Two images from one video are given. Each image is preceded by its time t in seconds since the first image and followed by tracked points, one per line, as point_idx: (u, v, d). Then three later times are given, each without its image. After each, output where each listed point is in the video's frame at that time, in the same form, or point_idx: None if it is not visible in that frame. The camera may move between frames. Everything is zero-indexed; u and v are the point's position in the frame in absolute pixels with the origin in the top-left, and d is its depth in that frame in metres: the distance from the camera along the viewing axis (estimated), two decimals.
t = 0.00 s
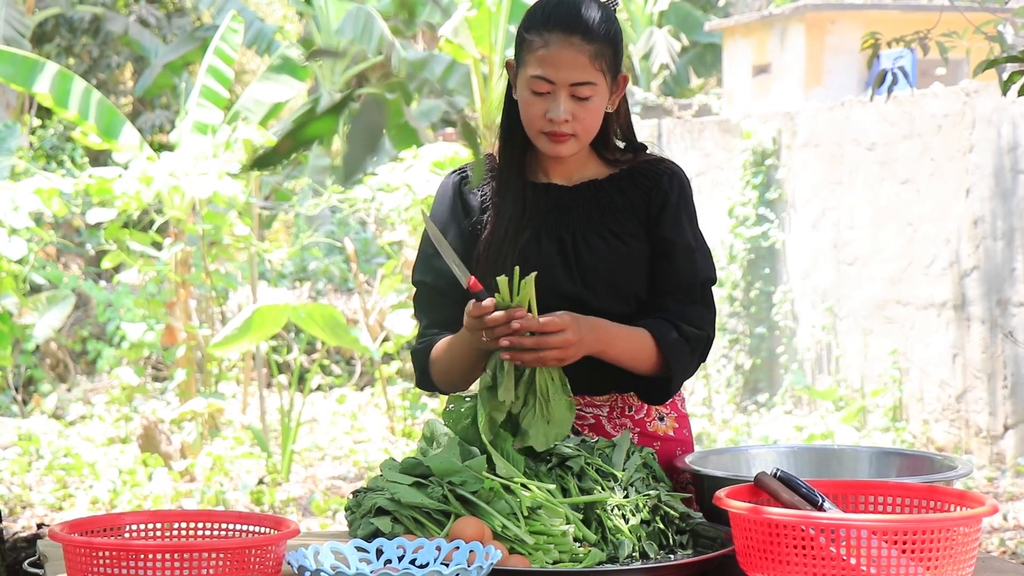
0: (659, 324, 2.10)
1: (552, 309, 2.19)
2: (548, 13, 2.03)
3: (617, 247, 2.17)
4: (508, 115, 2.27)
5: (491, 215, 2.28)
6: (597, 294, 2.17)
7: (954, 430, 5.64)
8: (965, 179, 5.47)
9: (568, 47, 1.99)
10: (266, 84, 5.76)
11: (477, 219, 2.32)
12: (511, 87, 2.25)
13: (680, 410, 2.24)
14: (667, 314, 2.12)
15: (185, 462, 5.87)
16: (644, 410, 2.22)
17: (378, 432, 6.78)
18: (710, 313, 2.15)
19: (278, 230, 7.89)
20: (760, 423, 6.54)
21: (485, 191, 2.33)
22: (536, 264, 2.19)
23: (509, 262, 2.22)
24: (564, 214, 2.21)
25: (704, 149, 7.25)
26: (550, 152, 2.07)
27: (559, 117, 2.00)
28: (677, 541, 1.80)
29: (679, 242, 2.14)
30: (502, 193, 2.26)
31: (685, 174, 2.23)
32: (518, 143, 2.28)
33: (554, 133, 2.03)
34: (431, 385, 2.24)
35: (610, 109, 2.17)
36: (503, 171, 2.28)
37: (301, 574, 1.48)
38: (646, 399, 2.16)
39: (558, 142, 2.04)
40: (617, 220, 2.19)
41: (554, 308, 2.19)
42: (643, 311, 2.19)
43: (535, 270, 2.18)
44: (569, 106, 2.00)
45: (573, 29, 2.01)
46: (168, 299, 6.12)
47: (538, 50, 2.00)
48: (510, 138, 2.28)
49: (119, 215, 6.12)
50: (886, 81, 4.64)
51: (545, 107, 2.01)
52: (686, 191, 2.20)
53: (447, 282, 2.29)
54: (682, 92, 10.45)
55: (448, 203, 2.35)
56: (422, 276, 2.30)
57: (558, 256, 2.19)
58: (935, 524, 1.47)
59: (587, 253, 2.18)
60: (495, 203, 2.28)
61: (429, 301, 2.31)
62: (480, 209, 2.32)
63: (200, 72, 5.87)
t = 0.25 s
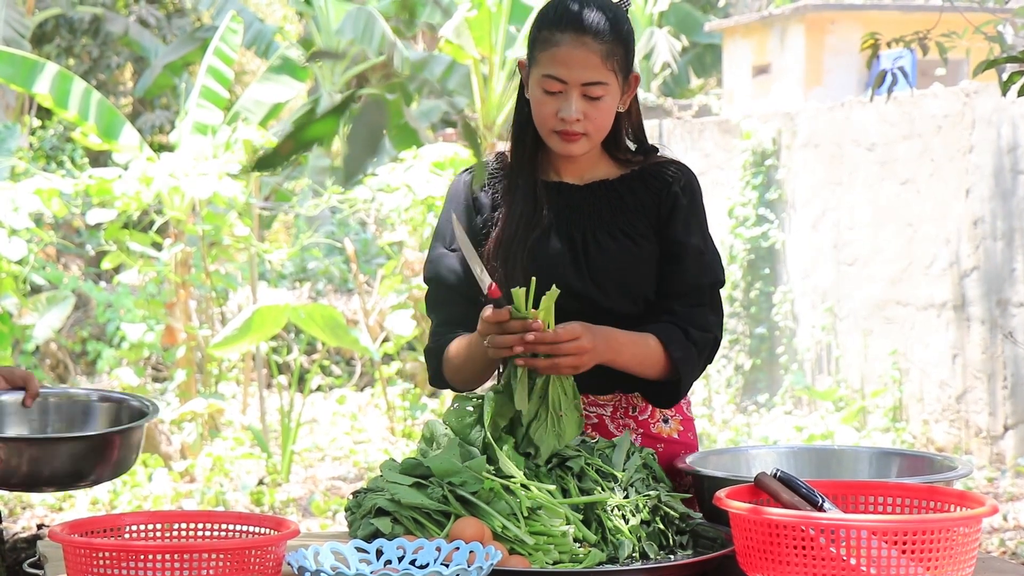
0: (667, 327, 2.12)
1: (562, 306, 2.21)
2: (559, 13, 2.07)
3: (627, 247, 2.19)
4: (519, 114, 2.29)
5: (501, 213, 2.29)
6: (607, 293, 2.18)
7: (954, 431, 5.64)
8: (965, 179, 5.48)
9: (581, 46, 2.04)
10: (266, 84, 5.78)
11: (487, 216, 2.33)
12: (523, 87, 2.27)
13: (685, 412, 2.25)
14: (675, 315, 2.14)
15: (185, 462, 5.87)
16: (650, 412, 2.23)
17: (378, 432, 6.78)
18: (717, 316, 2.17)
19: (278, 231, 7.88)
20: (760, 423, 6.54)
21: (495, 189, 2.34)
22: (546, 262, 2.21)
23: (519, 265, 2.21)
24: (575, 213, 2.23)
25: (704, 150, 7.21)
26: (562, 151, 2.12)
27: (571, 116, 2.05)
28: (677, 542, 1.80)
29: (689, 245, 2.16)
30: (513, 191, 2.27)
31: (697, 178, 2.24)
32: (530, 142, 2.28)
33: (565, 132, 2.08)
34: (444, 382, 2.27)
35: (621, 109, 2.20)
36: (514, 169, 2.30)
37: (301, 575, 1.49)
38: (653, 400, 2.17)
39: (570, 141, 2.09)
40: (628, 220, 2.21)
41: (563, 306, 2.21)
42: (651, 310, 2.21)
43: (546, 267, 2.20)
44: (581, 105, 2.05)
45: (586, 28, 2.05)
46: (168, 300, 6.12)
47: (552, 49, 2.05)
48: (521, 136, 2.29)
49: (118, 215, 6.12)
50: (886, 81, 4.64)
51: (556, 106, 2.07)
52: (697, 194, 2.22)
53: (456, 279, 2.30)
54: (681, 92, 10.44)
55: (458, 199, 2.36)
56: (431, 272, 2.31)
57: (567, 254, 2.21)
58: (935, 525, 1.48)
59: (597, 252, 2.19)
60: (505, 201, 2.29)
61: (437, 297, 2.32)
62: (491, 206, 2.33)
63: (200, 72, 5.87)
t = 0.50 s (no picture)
0: (675, 330, 2.12)
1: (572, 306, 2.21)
2: (574, 13, 2.08)
3: (638, 248, 2.19)
4: (533, 113, 2.28)
5: (512, 212, 2.29)
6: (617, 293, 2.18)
7: (953, 432, 5.64)
8: (965, 180, 5.48)
9: (596, 46, 2.05)
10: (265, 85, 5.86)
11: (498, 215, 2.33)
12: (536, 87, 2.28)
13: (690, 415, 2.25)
14: (685, 319, 2.15)
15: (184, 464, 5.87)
16: (654, 414, 2.23)
17: (378, 433, 6.77)
18: (726, 319, 2.17)
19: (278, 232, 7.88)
20: (760, 424, 6.53)
21: (507, 188, 2.34)
22: (557, 260, 2.21)
23: (530, 265, 2.22)
24: (586, 213, 2.23)
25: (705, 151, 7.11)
26: (574, 150, 2.12)
27: (584, 117, 2.05)
28: (677, 543, 1.80)
29: (700, 249, 2.17)
30: (525, 190, 2.27)
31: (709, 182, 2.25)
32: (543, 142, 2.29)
33: (578, 132, 2.08)
34: (455, 378, 2.27)
35: (634, 110, 2.20)
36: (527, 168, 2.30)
37: None
38: (659, 404, 2.18)
39: (582, 141, 2.10)
40: (639, 221, 2.21)
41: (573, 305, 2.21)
42: (661, 312, 2.22)
43: (557, 266, 2.20)
44: (594, 105, 2.05)
45: (600, 30, 2.06)
46: (167, 301, 6.12)
47: (567, 49, 2.05)
48: (534, 135, 2.29)
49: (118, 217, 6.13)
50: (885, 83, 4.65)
51: (569, 107, 2.07)
52: (708, 197, 2.22)
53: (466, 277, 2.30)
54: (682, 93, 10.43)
55: (470, 198, 2.36)
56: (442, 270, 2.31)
57: (578, 252, 2.21)
58: (935, 526, 1.48)
59: (608, 251, 2.19)
60: (517, 200, 2.29)
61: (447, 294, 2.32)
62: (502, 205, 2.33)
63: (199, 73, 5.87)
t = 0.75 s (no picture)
0: (679, 333, 2.13)
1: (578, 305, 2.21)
2: (584, 13, 2.09)
3: (644, 247, 2.19)
4: (542, 113, 2.29)
5: (520, 211, 2.29)
6: (623, 293, 2.18)
7: (953, 433, 5.64)
8: (965, 181, 5.48)
9: (604, 47, 2.05)
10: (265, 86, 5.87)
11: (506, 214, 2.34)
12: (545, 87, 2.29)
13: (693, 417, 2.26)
14: (690, 321, 2.15)
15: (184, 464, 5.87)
16: (656, 417, 2.23)
17: (378, 434, 6.76)
18: (730, 322, 2.17)
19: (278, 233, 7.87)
20: (760, 425, 6.53)
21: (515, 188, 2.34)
22: (563, 259, 2.21)
23: (536, 263, 2.23)
24: (593, 213, 2.23)
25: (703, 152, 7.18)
26: (582, 150, 2.12)
27: (593, 116, 2.05)
28: (677, 544, 1.80)
29: (707, 251, 2.17)
30: (533, 189, 2.28)
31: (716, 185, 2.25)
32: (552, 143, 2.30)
33: (587, 131, 2.08)
34: (462, 377, 2.27)
35: (642, 110, 2.21)
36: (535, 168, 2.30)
37: None
38: (662, 406, 2.18)
39: (591, 141, 2.10)
40: (646, 221, 2.21)
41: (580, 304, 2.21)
42: (667, 313, 2.21)
43: (563, 265, 2.20)
44: (603, 105, 2.05)
45: (610, 30, 2.06)
46: (167, 302, 6.12)
47: (575, 50, 2.05)
48: (542, 136, 2.30)
49: (118, 217, 6.13)
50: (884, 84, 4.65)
51: (578, 106, 2.07)
52: (715, 200, 2.23)
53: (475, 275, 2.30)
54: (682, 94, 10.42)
55: (479, 197, 2.37)
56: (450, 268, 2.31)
57: (585, 251, 2.21)
58: (935, 527, 1.48)
59: (615, 250, 2.19)
60: (525, 199, 2.29)
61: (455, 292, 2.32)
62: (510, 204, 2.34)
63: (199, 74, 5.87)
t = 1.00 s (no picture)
0: (680, 337, 2.13)
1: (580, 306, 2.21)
2: (590, 16, 2.09)
3: (645, 249, 2.19)
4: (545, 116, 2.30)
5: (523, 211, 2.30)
6: (624, 294, 2.18)
7: (954, 434, 5.64)
8: (965, 183, 5.47)
9: (610, 49, 2.06)
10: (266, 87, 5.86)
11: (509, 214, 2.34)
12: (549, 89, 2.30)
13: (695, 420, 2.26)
14: (690, 325, 2.15)
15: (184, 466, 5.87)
16: (657, 420, 2.23)
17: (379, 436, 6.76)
18: (730, 324, 2.17)
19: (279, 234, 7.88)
20: (760, 426, 6.53)
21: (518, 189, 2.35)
22: (564, 260, 2.21)
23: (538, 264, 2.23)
24: (595, 214, 2.23)
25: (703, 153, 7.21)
26: (586, 152, 2.12)
27: (598, 118, 2.05)
28: (678, 546, 1.80)
29: (709, 254, 2.16)
30: (536, 191, 2.28)
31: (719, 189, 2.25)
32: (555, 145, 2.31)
33: (591, 133, 2.07)
34: (465, 380, 2.27)
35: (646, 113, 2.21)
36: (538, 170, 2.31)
37: None
38: (663, 411, 2.18)
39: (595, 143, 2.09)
40: (648, 223, 2.21)
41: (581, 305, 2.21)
42: (669, 314, 2.21)
43: (564, 265, 2.20)
44: (608, 107, 2.05)
45: (616, 32, 2.07)
46: (167, 303, 6.12)
47: (581, 52, 2.06)
48: (546, 137, 2.31)
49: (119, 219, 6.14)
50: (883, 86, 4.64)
51: (583, 108, 2.06)
52: (717, 202, 2.22)
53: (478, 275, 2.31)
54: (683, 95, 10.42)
55: (482, 198, 2.38)
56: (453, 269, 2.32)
57: (586, 252, 2.21)
58: (935, 529, 1.47)
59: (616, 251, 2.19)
60: (528, 199, 2.30)
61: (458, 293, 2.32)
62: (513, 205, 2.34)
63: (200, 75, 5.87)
